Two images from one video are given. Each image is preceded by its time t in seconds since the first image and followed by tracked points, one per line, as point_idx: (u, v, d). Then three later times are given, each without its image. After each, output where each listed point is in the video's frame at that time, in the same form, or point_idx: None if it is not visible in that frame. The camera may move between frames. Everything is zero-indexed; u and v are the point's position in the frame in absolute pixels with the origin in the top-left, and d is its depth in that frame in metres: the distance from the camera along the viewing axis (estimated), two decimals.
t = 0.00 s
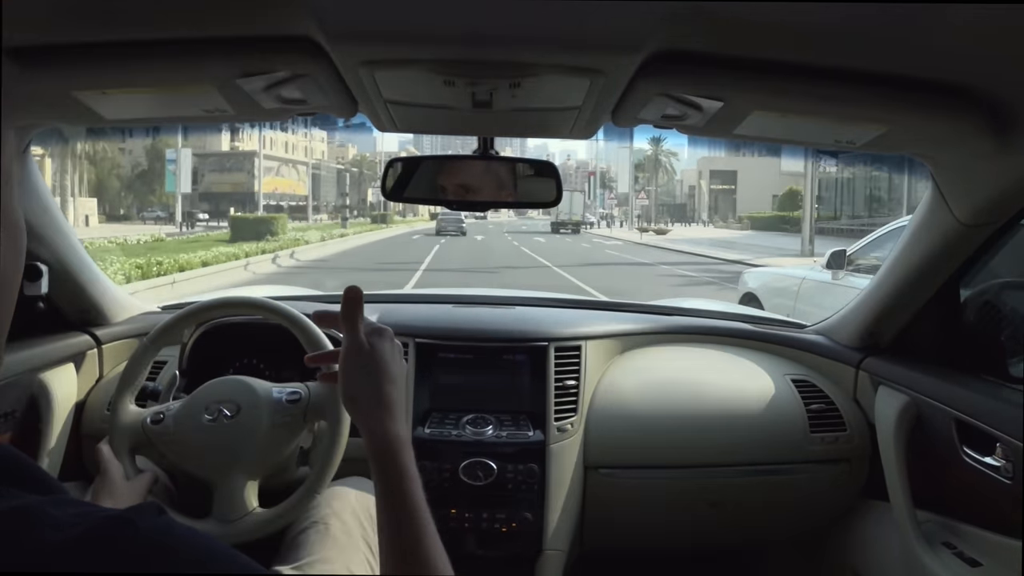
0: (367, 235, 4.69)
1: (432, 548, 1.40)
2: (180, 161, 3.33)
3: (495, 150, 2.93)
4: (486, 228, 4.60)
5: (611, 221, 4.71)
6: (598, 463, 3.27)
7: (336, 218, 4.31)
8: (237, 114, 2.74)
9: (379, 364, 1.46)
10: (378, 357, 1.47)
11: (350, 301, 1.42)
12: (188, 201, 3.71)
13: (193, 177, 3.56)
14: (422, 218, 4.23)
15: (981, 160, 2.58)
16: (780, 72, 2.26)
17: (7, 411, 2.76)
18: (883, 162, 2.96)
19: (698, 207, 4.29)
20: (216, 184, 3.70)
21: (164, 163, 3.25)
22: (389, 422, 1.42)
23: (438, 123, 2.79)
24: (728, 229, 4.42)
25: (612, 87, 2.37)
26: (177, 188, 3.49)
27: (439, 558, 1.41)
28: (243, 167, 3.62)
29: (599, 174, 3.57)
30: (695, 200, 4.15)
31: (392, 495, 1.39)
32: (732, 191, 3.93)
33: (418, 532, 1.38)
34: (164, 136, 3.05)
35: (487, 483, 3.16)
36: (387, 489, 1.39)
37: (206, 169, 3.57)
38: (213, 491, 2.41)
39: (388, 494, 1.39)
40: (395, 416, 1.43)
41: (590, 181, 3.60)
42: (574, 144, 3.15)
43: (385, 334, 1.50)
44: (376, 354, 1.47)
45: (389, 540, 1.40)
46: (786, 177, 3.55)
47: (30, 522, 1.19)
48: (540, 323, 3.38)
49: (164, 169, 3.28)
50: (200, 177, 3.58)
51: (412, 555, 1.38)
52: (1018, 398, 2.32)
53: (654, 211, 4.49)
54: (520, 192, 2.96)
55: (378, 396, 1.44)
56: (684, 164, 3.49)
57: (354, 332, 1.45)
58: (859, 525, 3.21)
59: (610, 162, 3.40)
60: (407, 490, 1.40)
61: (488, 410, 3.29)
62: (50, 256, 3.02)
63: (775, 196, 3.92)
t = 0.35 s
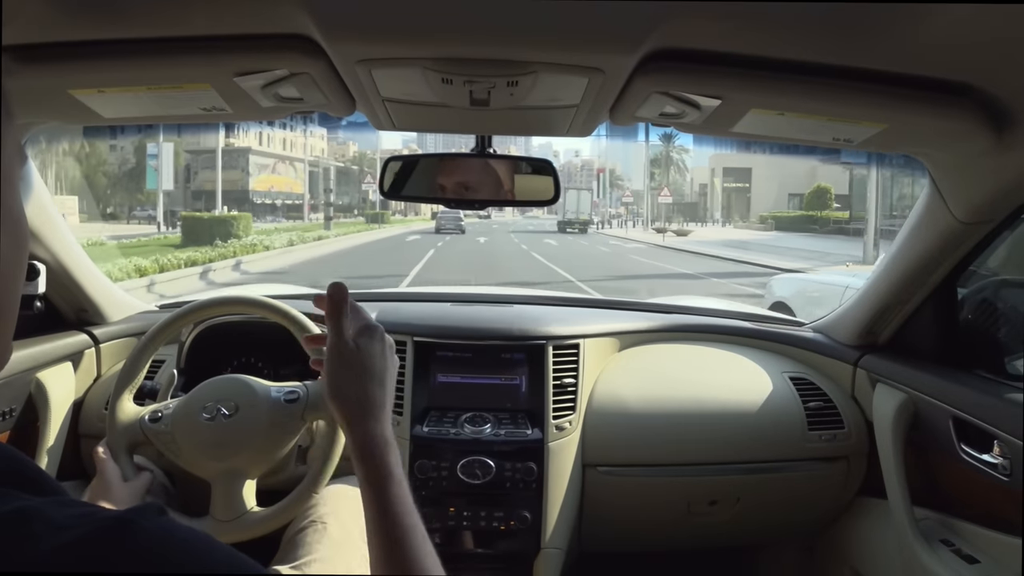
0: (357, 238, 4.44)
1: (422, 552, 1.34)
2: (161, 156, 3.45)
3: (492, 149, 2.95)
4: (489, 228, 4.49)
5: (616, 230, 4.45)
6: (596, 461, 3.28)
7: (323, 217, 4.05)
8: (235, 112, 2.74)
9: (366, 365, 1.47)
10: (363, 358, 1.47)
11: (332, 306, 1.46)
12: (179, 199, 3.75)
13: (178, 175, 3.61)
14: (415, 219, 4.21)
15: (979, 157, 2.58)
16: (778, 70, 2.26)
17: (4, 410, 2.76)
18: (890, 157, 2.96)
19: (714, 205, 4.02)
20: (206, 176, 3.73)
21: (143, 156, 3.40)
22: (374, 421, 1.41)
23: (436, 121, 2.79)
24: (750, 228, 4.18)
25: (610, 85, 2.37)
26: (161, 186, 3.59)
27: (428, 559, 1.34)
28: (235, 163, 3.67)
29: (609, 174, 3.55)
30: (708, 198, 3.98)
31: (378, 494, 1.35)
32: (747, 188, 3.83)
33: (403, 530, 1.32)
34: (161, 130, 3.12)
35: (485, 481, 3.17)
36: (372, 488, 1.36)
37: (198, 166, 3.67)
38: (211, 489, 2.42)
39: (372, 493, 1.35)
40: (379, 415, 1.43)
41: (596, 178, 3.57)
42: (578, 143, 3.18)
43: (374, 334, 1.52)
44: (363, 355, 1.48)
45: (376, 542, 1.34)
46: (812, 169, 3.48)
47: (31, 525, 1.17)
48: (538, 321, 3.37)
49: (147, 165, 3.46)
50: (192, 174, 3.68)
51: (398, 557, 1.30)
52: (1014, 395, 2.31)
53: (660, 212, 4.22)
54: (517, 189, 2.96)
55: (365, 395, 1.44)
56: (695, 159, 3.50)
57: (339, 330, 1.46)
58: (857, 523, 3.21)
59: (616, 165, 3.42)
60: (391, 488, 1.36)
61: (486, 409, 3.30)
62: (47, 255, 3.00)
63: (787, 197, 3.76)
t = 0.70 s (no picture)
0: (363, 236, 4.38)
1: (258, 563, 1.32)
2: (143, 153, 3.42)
3: (491, 145, 2.94)
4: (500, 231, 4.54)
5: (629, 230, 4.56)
6: (594, 457, 3.28)
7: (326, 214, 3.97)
8: (232, 108, 2.73)
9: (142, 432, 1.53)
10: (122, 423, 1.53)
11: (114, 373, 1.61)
12: (171, 201, 3.76)
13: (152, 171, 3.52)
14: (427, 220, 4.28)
15: (977, 153, 2.58)
16: (777, 66, 2.26)
17: (2, 407, 2.75)
18: (887, 154, 2.94)
19: (724, 205, 4.09)
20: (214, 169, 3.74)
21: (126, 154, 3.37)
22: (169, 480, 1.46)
23: (434, 117, 2.79)
24: (773, 232, 4.07)
25: (608, 81, 2.36)
26: (142, 185, 3.55)
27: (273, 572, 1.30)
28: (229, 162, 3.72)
29: (615, 174, 3.60)
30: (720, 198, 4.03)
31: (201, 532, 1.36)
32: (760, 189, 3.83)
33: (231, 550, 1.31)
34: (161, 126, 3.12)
35: (483, 477, 3.16)
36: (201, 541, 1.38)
37: (191, 166, 3.71)
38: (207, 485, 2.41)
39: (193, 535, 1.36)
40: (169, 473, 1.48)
41: (600, 181, 3.63)
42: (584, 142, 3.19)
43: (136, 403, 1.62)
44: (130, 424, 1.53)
45: None
46: (815, 170, 3.49)
47: (24, 515, 1.16)
48: (536, 318, 3.37)
49: (128, 163, 3.41)
50: (184, 173, 3.70)
51: None
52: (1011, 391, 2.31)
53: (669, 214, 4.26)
54: (515, 185, 2.96)
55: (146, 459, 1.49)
56: (706, 160, 3.49)
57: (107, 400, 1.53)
58: (854, 519, 3.22)
59: (616, 165, 3.46)
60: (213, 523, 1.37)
61: (484, 405, 3.30)
62: (46, 252, 3.01)
63: (802, 196, 3.71)
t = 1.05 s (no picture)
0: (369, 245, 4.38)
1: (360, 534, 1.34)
2: (122, 148, 2.95)
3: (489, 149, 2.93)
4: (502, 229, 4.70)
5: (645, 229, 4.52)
6: (594, 461, 3.28)
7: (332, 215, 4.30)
8: (233, 111, 2.73)
9: (302, 374, 1.50)
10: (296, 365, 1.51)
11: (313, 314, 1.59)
12: (166, 201, 3.52)
13: (134, 171, 3.16)
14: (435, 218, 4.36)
15: (976, 157, 2.58)
16: (776, 70, 2.27)
17: (1, 410, 2.75)
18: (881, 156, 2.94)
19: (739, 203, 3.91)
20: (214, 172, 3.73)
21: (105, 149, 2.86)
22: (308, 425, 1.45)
23: (435, 121, 2.79)
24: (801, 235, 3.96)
25: (607, 85, 2.37)
26: (120, 182, 3.03)
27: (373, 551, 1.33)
28: (225, 158, 3.63)
29: (624, 174, 3.69)
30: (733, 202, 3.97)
31: (318, 496, 1.35)
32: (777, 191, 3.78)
33: (340, 520, 1.33)
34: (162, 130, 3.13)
35: (483, 481, 3.16)
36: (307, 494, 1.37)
37: (186, 162, 3.53)
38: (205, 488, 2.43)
39: (314, 492, 1.36)
40: (313, 418, 1.47)
41: (604, 179, 3.74)
42: (588, 145, 3.22)
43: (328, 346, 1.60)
44: (300, 367, 1.51)
45: (318, 546, 1.33)
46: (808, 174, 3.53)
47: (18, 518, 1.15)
48: (535, 321, 3.37)
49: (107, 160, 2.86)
50: (180, 170, 3.50)
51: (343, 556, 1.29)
52: (1010, 395, 2.31)
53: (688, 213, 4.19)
54: (515, 188, 2.97)
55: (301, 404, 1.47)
56: (721, 158, 3.45)
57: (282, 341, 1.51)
58: (854, 523, 3.22)
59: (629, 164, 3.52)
60: (326, 485, 1.37)
61: (483, 409, 3.30)
62: (45, 256, 3.00)
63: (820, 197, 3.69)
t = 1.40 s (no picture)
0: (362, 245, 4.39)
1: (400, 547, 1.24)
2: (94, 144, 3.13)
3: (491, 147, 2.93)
4: (508, 230, 4.73)
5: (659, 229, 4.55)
6: (594, 459, 3.28)
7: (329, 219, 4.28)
8: (233, 110, 2.73)
9: (349, 365, 1.33)
10: (342, 355, 1.33)
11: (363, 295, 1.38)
12: (156, 201, 3.63)
13: (110, 172, 3.28)
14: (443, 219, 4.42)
15: (977, 155, 2.58)
16: (777, 68, 2.26)
17: (2, 409, 2.75)
18: (882, 156, 2.96)
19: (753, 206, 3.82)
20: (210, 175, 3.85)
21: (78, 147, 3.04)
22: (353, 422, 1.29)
23: (435, 119, 2.79)
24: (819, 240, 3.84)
25: (608, 83, 2.36)
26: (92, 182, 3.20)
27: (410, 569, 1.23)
28: (216, 159, 3.72)
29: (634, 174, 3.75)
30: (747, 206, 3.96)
31: (360, 505, 1.24)
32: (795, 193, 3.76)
33: (382, 533, 1.23)
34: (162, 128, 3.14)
35: (483, 479, 3.17)
36: (350, 497, 1.25)
37: (177, 163, 3.61)
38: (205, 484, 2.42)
39: (354, 498, 1.25)
40: (360, 414, 1.31)
41: (612, 179, 3.82)
42: (593, 147, 3.25)
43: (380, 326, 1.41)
44: (346, 357, 1.33)
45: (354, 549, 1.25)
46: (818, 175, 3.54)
47: (22, 520, 1.15)
48: (535, 319, 3.38)
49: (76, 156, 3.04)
50: (170, 172, 3.60)
51: None
52: (1010, 393, 2.32)
53: (702, 215, 4.20)
54: (514, 187, 2.97)
55: (347, 398, 1.31)
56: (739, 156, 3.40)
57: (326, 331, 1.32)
58: (854, 521, 3.22)
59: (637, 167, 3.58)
60: (370, 490, 1.25)
61: (484, 407, 3.30)
62: (44, 254, 3.00)
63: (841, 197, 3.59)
